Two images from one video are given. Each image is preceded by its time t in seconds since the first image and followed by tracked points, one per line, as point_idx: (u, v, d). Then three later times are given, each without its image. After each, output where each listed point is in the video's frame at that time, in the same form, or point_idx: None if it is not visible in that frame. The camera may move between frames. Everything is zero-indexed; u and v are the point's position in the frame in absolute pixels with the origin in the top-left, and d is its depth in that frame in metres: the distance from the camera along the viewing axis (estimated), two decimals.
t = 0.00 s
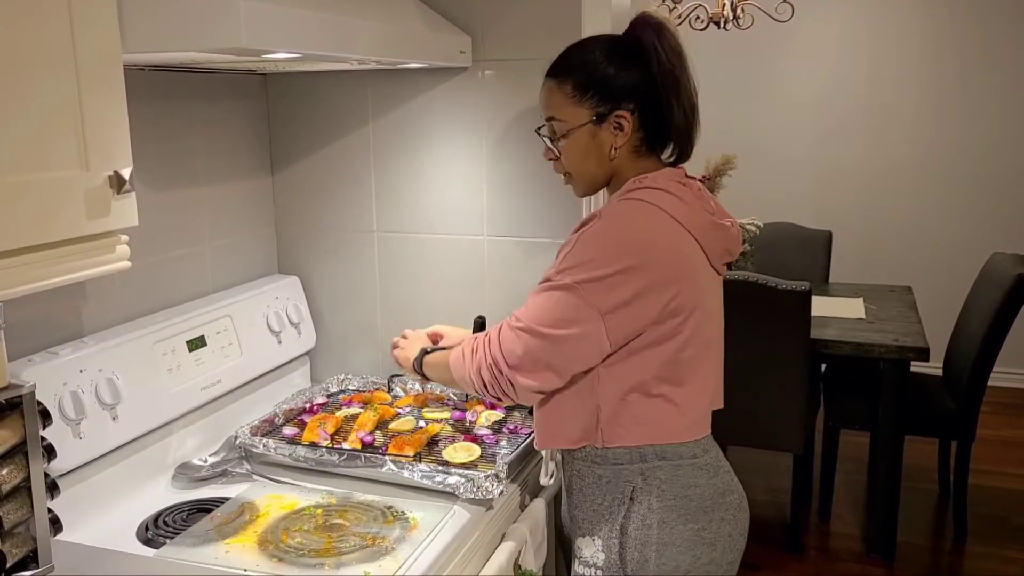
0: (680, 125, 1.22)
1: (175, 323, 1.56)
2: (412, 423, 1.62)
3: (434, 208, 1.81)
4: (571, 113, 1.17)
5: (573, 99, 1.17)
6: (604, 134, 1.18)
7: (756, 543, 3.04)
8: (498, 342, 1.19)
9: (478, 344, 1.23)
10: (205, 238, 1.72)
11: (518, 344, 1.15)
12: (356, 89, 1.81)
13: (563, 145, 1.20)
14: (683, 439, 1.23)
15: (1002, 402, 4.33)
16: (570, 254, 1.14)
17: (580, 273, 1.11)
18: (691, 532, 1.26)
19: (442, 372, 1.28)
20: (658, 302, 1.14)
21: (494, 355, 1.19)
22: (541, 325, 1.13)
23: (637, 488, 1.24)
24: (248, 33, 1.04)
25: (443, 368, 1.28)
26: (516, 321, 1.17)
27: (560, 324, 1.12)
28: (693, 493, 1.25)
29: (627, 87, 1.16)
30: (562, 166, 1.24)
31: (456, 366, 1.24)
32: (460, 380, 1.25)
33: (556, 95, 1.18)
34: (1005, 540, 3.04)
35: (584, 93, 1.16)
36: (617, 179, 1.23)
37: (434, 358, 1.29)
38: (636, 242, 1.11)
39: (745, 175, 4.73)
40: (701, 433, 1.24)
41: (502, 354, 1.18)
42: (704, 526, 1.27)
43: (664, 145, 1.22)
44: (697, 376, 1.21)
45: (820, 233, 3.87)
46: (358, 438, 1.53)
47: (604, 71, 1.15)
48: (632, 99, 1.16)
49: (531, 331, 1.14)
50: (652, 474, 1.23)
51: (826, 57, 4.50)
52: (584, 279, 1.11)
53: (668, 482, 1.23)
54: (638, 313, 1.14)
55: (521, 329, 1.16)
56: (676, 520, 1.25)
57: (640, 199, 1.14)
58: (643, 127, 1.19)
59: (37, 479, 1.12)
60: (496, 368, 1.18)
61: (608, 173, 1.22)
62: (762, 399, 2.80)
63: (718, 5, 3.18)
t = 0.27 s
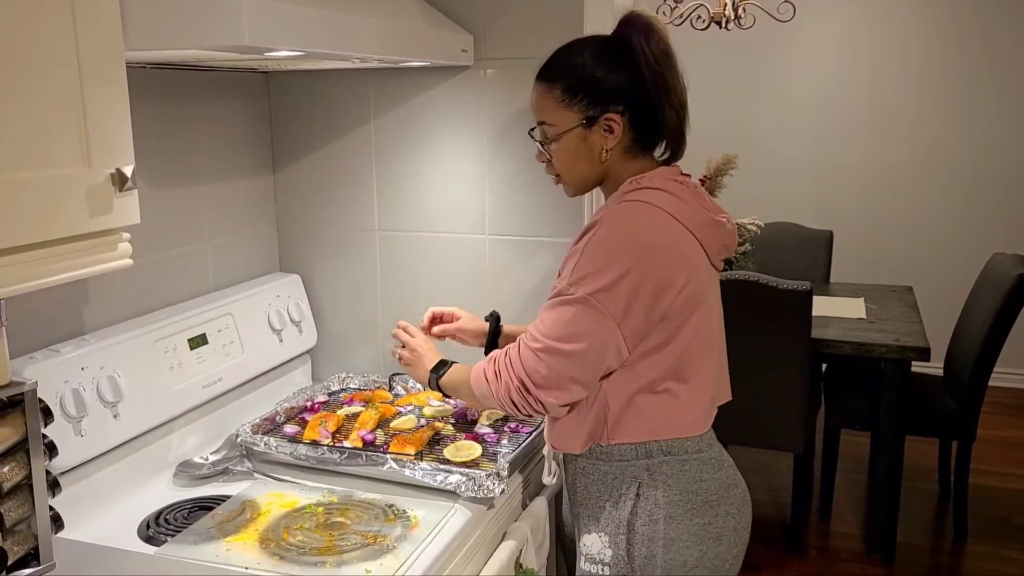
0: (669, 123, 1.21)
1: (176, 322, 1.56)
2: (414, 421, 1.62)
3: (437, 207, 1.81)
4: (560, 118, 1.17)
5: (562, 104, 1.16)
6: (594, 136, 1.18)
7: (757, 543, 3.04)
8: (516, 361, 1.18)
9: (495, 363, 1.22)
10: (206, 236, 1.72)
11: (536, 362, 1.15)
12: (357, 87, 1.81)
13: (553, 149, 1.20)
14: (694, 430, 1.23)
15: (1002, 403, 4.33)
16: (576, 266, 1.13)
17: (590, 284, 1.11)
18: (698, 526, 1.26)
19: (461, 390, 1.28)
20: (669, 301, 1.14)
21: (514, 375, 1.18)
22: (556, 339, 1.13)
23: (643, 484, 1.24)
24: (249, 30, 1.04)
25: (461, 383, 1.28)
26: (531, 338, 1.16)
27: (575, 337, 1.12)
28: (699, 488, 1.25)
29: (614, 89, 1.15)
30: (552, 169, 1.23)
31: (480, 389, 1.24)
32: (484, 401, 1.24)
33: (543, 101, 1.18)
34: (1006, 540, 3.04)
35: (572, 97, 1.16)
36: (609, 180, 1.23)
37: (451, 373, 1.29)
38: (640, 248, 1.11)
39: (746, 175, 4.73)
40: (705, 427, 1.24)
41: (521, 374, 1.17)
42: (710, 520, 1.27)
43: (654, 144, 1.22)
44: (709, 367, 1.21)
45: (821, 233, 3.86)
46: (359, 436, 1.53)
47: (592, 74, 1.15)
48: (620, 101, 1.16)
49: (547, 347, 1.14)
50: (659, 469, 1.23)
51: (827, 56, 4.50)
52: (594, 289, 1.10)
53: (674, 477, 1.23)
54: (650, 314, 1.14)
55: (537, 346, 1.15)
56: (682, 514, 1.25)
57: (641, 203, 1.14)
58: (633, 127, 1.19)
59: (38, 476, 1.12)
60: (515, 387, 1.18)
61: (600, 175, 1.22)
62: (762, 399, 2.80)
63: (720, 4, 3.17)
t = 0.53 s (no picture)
0: (666, 125, 1.19)
1: (177, 320, 1.55)
2: (414, 420, 1.62)
3: (438, 206, 1.80)
4: (552, 116, 1.18)
5: (553, 102, 1.17)
6: (585, 135, 1.18)
7: (758, 543, 3.03)
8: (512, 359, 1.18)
9: (489, 359, 1.23)
10: (207, 234, 1.71)
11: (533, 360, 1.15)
12: (359, 85, 1.80)
13: (547, 146, 1.21)
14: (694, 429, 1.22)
15: (1003, 402, 4.32)
16: (573, 266, 1.13)
17: (587, 284, 1.11)
18: (698, 523, 1.25)
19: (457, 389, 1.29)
20: (666, 301, 1.13)
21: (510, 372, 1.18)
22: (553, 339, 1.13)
23: (642, 480, 1.24)
24: (250, 26, 1.04)
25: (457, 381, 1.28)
26: (527, 336, 1.17)
27: (571, 336, 1.12)
28: (699, 485, 1.24)
29: (604, 88, 1.15)
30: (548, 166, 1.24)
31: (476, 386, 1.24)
32: (475, 395, 1.25)
33: (536, 99, 1.19)
34: (1006, 540, 3.04)
35: (563, 96, 1.16)
36: (605, 179, 1.23)
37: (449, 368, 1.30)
38: (637, 248, 1.11)
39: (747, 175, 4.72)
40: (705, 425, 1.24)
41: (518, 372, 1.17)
42: (710, 518, 1.26)
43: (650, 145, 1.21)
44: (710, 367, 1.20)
45: (822, 233, 3.86)
46: (359, 435, 1.53)
47: (583, 73, 1.15)
48: (611, 100, 1.15)
49: (544, 346, 1.14)
50: (658, 466, 1.23)
51: (829, 55, 4.50)
52: (590, 289, 1.11)
53: (673, 474, 1.23)
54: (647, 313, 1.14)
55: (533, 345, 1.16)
56: (682, 511, 1.24)
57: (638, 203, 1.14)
58: (625, 127, 1.18)
59: (39, 474, 1.12)
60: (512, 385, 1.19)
61: (594, 173, 1.22)
62: (763, 399, 2.80)
63: (721, 3, 3.17)
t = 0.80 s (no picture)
0: (667, 125, 1.19)
1: (177, 321, 1.55)
2: (415, 421, 1.62)
3: (439, 206, 1.80)
4: (553, 116, 1.17)
5: (555, 102, 1.17)
6: (587, 135, 1.18)
7: (758, 543, 3.03)
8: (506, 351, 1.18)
9: (483, 352, 1.24)
10: (208, 235, 1.71)
11: (526, 351, 1.15)
12: (359, 86, 1.80)
13: (547, 146, 1.21)
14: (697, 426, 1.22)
15: (1004, 403, 4.32)
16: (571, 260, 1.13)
17: (583, 277, 1.11)
18: (702, 522, 1.25)
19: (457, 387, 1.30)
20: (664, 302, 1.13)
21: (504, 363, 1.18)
22: (549, 332, 1.13)
23: (646, 479, 1.24)
24: (251, 27, 1.04)
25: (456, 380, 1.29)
26: (522, 328, 1.17)
27: (566, 329, 1.12)
28: (703, 483, 1.24)
29: (606, 87, 1.15)
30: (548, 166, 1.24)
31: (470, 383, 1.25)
32: (469, 389, 1.26)
33: (536, 99, 1.19)
34: (1007, 541, 3.04)
35: (564, 95, 1.16)
36: (605, 178, 1.23)
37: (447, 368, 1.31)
38: (634, 244, 1.10)
39: (748, 175, 4.72)
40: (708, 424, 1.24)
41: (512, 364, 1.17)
42: (714, 517, 1.26)
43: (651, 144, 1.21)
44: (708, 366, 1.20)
45: (823, 233, 3.86)
46: (360, 436, 1.53)
47: (584, 72, 1.15)
48: (613, 100, 1.15)
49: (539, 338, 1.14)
50: (662, 464, 1.23)
51: (829, 56, 4.49)
52: (588, 284, 1.10)
53: (678, 472, 1.23)
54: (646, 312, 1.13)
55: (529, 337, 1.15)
56: (686, 510, 1.24)
57: (638, 201, 1.14)
58: (627, 126, 1.18)
59: (39, 475, 1.12)
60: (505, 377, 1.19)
61: (594, 173, 1.21)
62: (764, 399, 2.80)
63: (721, 3, 3.16)
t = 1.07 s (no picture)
0: (664, 125, 1.20)
1: (176, 321, 1.55)
2: (415, 421, 1.62)
3: (439, 207, 1.80)
4: (554, 116, 1.17)
5: (557, 102, 1.16)
6: (589, 135, 1.17)
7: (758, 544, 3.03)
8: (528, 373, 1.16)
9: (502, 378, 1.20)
10: (207, 235, 1.71)
11: (550, 372, 1.13)
12: (359, 87, 1.80)
13: (548, 148, 1.20)
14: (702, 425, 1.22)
15: (1004, 404, 4.32)
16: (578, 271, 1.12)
17: (594, 288, 1.10)
18: (706, 522, 1.25)
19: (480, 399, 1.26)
20: (671, 298, 1.14)
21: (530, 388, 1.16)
22: (569, 349, 1.11)
23: (652, 478, 1.23)
24: (250, 27, 1.04)
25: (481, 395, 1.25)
26: (538, 349, 1.15)
27: (584, 342, 1.11)
28: (708, 483, 1.24)
29: (608, 87, 1.15)
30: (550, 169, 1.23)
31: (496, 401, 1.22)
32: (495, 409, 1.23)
33: (537, 100, 1.18)
34: (1007, 541, 3.03)
35: (566, 96, 1.16)
36: (606, 180, 1.22)
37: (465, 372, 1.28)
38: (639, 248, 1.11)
39: (748, 176, 4.72)
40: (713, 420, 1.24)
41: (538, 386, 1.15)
42: (717, 517, 1.26)
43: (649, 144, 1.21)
44: (716, 356, 1.21)
45: (823, 233, 3.86)
46: (359, 436, 1.53)
47: (586, 72, 1.15)
48: (615, 99, 1.16)
49: (561, 358, 1.12)
50: (668, 463, 1.22)
51: (829, 56, 4.49)
52: (599, 293, 1.10)
53: (684, 471, 1.23)
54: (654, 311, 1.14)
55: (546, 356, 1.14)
56: (692, 509, 1.24)
57: (636, 203, 1.14)
58: (628, 125, 1.18)
59: (38, 476, 1.12)
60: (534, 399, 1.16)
61: (596, 174, 1.21)
62: (764, 399, 2.80)
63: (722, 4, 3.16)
